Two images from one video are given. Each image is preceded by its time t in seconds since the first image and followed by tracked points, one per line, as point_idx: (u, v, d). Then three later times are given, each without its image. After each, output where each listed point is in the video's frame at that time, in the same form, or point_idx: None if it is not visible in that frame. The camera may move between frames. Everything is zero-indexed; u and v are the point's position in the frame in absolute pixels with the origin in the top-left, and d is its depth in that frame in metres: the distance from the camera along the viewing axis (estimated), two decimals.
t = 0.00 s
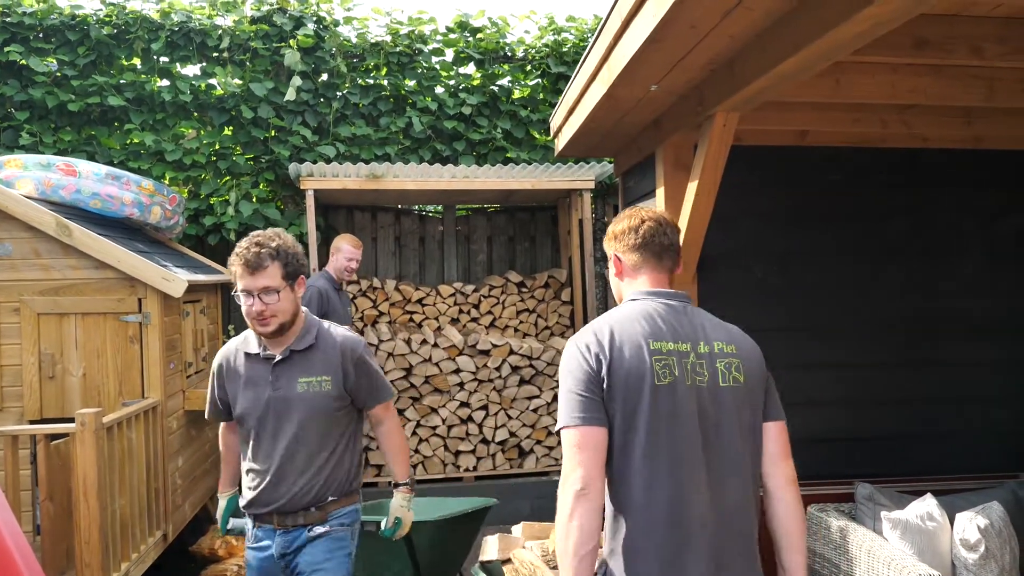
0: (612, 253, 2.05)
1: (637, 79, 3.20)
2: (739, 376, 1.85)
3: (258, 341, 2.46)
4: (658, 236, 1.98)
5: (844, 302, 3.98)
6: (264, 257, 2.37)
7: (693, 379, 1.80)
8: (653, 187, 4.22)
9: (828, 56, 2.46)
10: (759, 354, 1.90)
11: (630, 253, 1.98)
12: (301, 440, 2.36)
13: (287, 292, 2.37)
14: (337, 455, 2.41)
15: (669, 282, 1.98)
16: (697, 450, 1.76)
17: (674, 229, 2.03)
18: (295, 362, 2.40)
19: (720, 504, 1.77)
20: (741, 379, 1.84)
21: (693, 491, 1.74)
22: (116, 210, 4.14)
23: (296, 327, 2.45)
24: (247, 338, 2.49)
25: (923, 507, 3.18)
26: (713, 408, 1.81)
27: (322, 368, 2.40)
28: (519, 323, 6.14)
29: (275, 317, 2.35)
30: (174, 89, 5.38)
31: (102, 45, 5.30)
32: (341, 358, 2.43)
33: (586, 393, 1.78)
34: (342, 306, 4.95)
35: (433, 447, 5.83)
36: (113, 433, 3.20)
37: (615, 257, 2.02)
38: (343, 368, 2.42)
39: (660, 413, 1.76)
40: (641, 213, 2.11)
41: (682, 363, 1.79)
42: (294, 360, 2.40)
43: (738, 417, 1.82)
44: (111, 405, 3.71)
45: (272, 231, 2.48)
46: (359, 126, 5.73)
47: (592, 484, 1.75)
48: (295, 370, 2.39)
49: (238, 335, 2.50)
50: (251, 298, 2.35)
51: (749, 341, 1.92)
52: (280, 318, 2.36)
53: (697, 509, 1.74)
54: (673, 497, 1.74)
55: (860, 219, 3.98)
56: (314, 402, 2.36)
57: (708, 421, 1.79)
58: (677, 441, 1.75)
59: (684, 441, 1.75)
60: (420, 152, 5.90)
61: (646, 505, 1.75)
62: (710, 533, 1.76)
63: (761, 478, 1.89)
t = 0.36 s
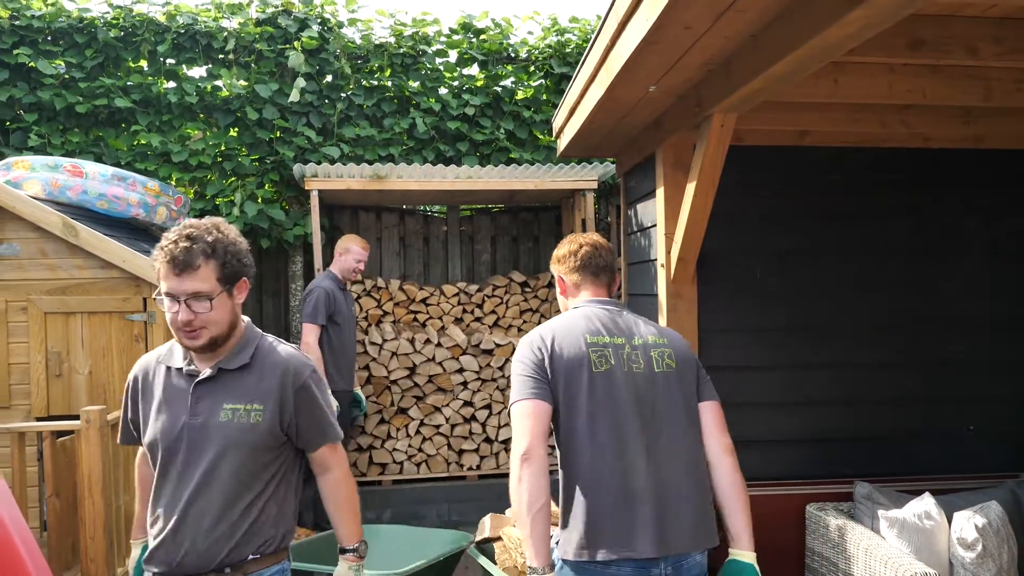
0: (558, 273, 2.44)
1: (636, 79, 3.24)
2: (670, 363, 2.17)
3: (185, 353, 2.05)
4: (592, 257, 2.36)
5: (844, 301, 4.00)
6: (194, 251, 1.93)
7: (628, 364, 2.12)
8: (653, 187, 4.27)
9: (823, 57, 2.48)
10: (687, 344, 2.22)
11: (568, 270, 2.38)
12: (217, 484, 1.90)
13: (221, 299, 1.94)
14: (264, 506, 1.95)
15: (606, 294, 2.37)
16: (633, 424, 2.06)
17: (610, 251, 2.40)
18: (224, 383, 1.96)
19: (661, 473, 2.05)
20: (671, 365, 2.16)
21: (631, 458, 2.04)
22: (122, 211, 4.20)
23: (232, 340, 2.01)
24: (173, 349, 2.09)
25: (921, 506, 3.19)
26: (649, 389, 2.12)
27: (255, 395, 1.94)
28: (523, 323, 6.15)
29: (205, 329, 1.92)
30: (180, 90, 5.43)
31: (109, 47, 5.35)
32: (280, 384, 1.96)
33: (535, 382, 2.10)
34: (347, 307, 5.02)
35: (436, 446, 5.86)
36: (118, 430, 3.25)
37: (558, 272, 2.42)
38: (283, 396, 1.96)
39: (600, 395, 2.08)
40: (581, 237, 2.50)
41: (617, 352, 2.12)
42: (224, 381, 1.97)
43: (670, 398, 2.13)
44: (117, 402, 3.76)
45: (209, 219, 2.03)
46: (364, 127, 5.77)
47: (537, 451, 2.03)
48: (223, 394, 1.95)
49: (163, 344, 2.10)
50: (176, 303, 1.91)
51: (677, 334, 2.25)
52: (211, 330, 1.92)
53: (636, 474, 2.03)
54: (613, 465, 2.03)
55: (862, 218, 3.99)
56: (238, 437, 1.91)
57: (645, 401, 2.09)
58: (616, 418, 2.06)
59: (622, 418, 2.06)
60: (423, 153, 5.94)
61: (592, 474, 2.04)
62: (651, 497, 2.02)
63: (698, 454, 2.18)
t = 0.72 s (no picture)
0: (534, 272, 2.96)
1: (640, 80, 3.30)
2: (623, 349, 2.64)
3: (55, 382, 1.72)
4: (566, 256, 2.87)
5: (847, 301, 4.06)
6: (45, 253, 1.60)
7: (585, 351, 2.60)
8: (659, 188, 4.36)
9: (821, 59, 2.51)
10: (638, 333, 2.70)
11: (546, 265, 2.87)
12: (106, 531, 1.60)
13: (86, 309, 1.61)
14: (177, 555, 1.65)
15: (575, 289, 2.89)
16: (588, 399, 2.54)
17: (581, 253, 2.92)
18: (108, 411, 1.65)
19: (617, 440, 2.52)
20: (623, 350, 2.64)
21: (586, 427, 2.51)
22: (134, 211, 4.27)
23: (111, 359, 1.69)
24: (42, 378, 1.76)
25: (925, 506, 3.20)
26: (603, 371, 2.59)
27: (151, 422, 1.63)
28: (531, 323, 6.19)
29: (70, 350, 1.60)
30: (191, 92, 5.50)
31: (121, 49, 5.41)
32: (183, 407, 1.65)
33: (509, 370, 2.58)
34: (361, 306, 5.07)
35: (444, 445, 5.89)
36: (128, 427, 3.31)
37: (538, 269, 2.91)
38: (189, 420, 1.65)
39: (560, 376, 2.56)
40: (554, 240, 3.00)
41: (576, 342, 2.60)
42: (109, 411, 1.65)
43: (623, 379, 2.60)
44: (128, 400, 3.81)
45: (67, 209, 1.70)
46: (372, 127, 5.82)
47: (507, 425, 2.48)
48: (108, 425, 1.63)
49: (34, 372, 1.78)
50: (28, 319, 1.59)
51: (631, 325, 2.72)
52: (78, 351, 1.61)
53: (590, 440, 2.50)
54: (571, 433, 2.51)
55: (864, 219, 4.06)
56: (133, 477, 1.60)
57: (601, 381, 2.57)
58: (576, 396, 2.54)
59: (581, 396, 2.54)
60: (431, 153, 5.98)
61: (560, 444, 2.51)
62: (603, 459, 2.49)
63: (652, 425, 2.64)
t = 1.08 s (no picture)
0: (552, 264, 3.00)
1: (649, 80, 3.30)
2: (624, 342, 2.73)
3: None
4: (582, 251, 2.91)
5: (858, 300, 4.06)
6: None
7: (587, 342, 2.70)
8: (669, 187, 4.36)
9: (828, 59, 2.50)
10: (640, 326, 2.77)
11: (562, 259, 2.92)
12: None
13: None
14: None
15: (588, 284, 2.93)
16: (585, 388, 2.65)
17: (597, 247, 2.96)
18: None
19: (609, 424, 2.64)
20: (623, 343, 2.73)
21: (580, 414, 2.63)
22: (147, 211, 4.31)
23: None
24: None
25: (937, 507, 3.18)
26: (602, 362, 2.69)
27: None
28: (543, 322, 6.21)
29: None
30: (205, 92, 5.54)
31: (136, 51, 5.45)
32: (16, 432, 1.24)
33: (516, 355, 2.72)
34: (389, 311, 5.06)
35: (456, 444, 5.92)
36: (141, 425, 3.34)
37: (554, 261, 2.96)
38: (24, 451, 1.25)
39: (561, 366, 2.68)
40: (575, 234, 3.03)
41: (580, 333, 2.70)
42: None
43: (621, 369, 2.70)
44: (141, 398, 3.84)
45: None
46: (384, 127, 5.83)
47: (515, 411, 2.67)
48: None
49: None
50: None
51: (635, 319, 2.79)
52: None
53: (584, 426, 2.63)
54: (566, 418, 2.63)
55: (875, 218, 4.07)
56: None
57: (600, 369, 2.68)
58: (575, 382, 2.66)
59: (580, 382, 2.66)
60: (443, 153, 5.98)
61: (555, 425, 2.64)
62: (594, 445, 2.62)
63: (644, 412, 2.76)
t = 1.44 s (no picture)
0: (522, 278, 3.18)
1: (662, 74, 3.24)
2: (583, 348, 2.89)
3: None
4: (545, 266, 3.07)
5: (875, 299, 3.99)
6: None
7: (547, 347, 2.87)
8: (682, 184, 4.30)
9: (846, 51, 2.44)
10: (598, 334, 2.93)
11: (528, 274, 3.10)
12: None
13: None
14: None
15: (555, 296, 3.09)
16: (543, 390, 2.84)
17: (563, 262, 3.10)
18: None
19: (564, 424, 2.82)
20: (583, 348, 2.89)
21: (538, 414, 2.83)
22: (158, 209, 4.30)
23: None
24: None
25: (958, 511, 3.11)
26: (561, 366, 2.86)
27: None
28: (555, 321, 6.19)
29: None
30: (217, 91, 5.53)
31: (148, 50, 5.46)
32: None
33: (483, 361, 2.94)
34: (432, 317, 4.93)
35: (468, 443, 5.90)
36: (150, 424, 3.32)
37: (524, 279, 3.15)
38: None
39: (522, 369, 2.87)
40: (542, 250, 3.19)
41: (541, 339, 2.88)
42: None
43: (579, 372, 2.87)
44: (152, 397, 3.84)
45: None
46: (395, 125, 5.80)
47: (482, 415, 2.90)
48: None
49: None
50: None
51: (595, 327, 2.96)
52: None
53: (541, 425, 2.82)
54: (525, 417, 2.83)
55: (892, 215, 3.99)
56: None
57: (558, 373, 2.85)
58: (534, 385, 2.85)
59: (539, 385, 2.84)
60: (455, 150, 5.94)
61: (514, 424, 2.85)
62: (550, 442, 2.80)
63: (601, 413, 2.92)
